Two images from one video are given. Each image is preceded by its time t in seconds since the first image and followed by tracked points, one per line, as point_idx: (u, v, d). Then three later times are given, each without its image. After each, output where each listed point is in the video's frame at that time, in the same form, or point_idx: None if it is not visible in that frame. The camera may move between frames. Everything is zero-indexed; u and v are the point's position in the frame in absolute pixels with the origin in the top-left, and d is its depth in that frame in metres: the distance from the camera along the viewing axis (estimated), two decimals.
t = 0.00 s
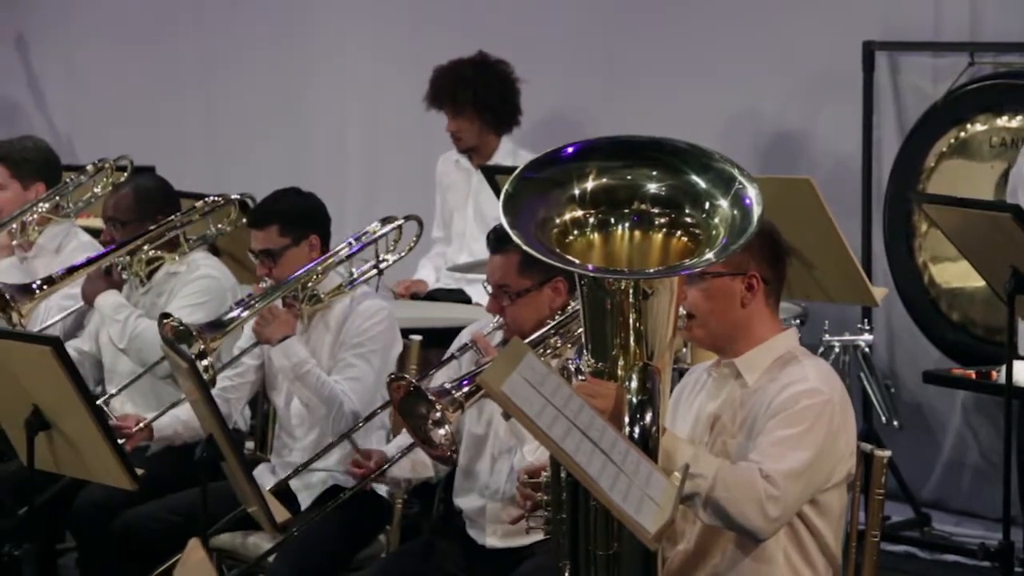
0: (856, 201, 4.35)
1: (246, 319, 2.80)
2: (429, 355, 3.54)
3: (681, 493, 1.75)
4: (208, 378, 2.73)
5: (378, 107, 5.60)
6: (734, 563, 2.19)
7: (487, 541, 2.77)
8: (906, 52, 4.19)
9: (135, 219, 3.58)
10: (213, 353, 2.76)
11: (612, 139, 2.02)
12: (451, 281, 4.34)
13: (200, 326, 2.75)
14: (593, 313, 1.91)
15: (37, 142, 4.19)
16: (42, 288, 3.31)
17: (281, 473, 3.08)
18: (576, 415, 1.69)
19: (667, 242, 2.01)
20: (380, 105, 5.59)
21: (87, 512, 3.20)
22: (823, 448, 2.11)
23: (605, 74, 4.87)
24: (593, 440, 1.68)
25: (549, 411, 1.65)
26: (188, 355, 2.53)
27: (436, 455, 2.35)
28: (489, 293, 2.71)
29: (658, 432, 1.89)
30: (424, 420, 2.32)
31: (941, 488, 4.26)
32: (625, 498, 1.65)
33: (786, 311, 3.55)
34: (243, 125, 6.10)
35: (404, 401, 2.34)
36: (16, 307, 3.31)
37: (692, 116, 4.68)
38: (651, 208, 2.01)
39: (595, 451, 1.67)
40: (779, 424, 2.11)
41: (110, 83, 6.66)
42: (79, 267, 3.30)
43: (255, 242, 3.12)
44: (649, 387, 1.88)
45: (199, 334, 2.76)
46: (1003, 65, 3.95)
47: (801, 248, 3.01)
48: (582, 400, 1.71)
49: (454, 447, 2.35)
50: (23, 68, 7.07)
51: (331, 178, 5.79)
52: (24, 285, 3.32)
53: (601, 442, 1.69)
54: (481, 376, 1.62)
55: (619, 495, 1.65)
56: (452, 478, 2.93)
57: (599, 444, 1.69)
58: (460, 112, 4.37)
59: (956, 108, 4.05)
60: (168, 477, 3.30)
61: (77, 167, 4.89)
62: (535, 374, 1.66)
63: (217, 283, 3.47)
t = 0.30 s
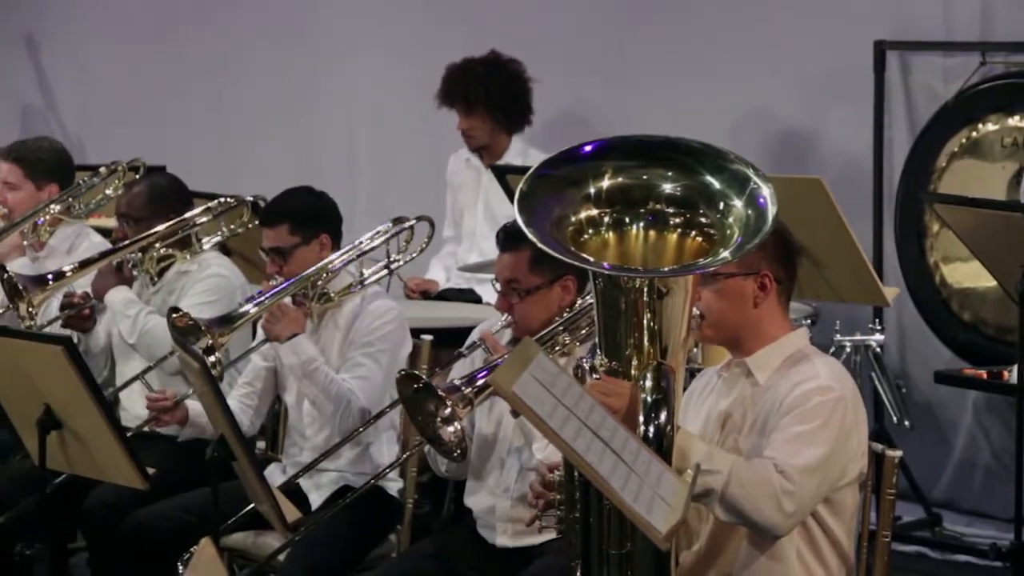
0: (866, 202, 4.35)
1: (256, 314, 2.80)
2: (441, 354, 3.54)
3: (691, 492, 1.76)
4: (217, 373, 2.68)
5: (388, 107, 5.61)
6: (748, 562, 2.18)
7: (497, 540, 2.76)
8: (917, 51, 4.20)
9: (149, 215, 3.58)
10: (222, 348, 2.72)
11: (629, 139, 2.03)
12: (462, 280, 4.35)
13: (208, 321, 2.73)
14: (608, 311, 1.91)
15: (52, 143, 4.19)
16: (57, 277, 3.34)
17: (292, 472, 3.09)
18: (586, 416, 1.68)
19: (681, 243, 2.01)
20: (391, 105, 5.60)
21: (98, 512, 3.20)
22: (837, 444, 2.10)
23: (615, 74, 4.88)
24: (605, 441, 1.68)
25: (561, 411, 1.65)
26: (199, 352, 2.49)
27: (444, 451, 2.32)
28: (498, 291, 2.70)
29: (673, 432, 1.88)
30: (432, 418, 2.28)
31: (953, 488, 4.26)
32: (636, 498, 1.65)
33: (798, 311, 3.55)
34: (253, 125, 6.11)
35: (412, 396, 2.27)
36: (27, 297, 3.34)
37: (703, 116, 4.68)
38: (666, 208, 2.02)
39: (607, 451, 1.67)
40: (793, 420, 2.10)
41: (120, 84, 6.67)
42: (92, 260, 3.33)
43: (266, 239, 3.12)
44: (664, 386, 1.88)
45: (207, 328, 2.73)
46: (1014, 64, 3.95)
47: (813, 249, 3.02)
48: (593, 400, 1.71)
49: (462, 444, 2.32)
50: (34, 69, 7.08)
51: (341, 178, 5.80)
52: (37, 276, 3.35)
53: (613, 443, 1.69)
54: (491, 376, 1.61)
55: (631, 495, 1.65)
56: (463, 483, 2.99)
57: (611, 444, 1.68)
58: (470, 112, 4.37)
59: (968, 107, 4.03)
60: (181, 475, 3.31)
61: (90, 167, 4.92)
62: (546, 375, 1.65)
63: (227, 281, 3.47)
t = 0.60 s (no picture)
0: (877, 202, 4.35)
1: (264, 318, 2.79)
2: (452, 355, 3.54)
3: (701, 493, 1.75)
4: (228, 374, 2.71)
5: (398, 108, 5.62)
6: (756, 563, 2.17)
7: (508, 540, 2.77)
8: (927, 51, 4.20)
9: (164, 216, 3.59)
10: (232, 350, 2.75)
11: (638, 138, 2.02)
12: (472, 280, 4.35)
13: (219, 324, 2.74)
14: (616, 311, 1.90)
15: (63, 144, 4.20)
16: (71, 277, 3.35)
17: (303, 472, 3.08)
18: (596, 415, 1.68)
19: (690, 242, 2.01)
20: (400, 105, 5.60)
21: (109, 512, 3.20)
22: (845, 448, 2.10)
23: (626, 74, 4.88)
24: (615, 441, 1.68)
25: (570, 411, 1.65)
26: (209, 353, 2.52)
27: (459, 450, 2.35)
28: (509, 291, 2.71)
29: (680, 432, 1.87)
30: (446, 417, 2.29)
31: (963, 488, 4.26)
32: (645, 498, 1.64)
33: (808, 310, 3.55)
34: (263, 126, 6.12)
35: (426, 396, 2.28)
36: (42, 295, 3.35)
37: (712, 117, 4.68)
38: (674, 207, 2.01)
39: (617, 451, 1.67)
40: (801, 424, 2.10)
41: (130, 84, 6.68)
42: (107, 259, 3.35)
43: (276, 240, 3.12)
44: (673, 386, 1.87)
45: (217, 331, 2.74)
46: None
47: (822, 248, 3.03)
48: (604, 401, 1.71)
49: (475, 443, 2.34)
50: (44, 70, 7.09)
51: (350, 178, 5.81)
52: (52, 275, 3.35)
53: (623, 443, 1.69)
54: (503, 375, 1.61)
55: (642, 495, 1.64)
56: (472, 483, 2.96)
57: (621, 445, 1.68)
58: (480, 112, 4.37)
59: (978, 107, 4.02)
60: (193, 475, 3.33)
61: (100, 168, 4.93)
62: (556, 375, 1.66)
63: (241, 281, 3.49)
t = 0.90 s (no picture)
0: (886, 202, 4.35)
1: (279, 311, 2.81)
2: (462, 354, 3.55)
3: (711, 493, 1.74)
4: (237, 370, 2.74)
5: (406, 108, 5.62)
6: (765, 562, 2.17)
7: (516, 538, 2.76)
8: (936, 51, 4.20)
9: (174, 215, 3.59)
10: (243, 344, 2.75)
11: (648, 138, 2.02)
12: (481, 280, 4.35)
13: (231, 317, 2.76)
14: (626, 309, 1.91)
15: (73, 144, 4.21)
16: (82, 276, 3.36)
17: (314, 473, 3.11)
18: (605, 416, 1.68)
19: (699, 242, 2.01)
20: (409, 106, 5.61)
21: (119, 511, 3.21)
22: (853, 447, 2.09)
23: (635, 74, 4.88)
24: (624, 441, 1.68)
25: (580, 411, 1.65)
26: (218, 352, 2.54)
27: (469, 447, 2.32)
28: (522, 289, 2.71)
29: (689, 431, 1.87)
30: (456, 413, 2.30)
31: (973, 488, 4.26)
32: (654, 498, 1.64)
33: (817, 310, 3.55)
34: (273, 127, 6.12)
35: (438, 392, 2.30)
36: (53, 295, 3.37)
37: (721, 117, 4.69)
38: (683, 207, 2.01)
39: (627, 451, 1.67)
40: (809, 423, 2.09)
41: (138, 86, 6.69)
42: (117, 259, 3.37)
43: (288, 238, 3.13)
44: (681, 385, 1.87)
45: (229, 324, 2.76)
46: None
47: (831, 248, 3.04)
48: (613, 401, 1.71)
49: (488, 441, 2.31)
50: (54, 71, 7.11)
51: (358, 178, 5.82)
52: (63, 275, 3.37)
53: (632, 442, 1.68)
54: (512, 378, 1.62)
55: (652, 495, 1.64)
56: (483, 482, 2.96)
57: (630, 444, 1.68)
58: (489, 112, 4.37)
59: (987, 107, 4.03)
60: (202, 473, 3.33)
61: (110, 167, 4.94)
62: (566, 376, 1.67)
63: (251, 281, 3.50)
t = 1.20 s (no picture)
0: (896, 202, 4.35)
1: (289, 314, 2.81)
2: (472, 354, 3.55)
3: (722, 493, 1.74)
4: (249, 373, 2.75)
5: (415, 108, 5.63)
6: (776, 564, 2.17)
7: (526, 537, 2.76)
8: (947, 51, 4.20)
9: (183, 215, 3.60)
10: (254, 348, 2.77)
11: (664, 138, 2.02)
12: (490, 280, 4.35)
13: (242, 321, 2.78)
14: (639, 309, 1.91)
15: (83, 143, 4.22)
16: (90, 282, 3.38)
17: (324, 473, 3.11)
18: (615, 416, 1.67)
19: (714, 243, 2.02)
20: (418, 105, 5.62)
21: (130, 511, 3.21)
22: (865, 448, 2.09)
23: (644, 73, 4.88)
24: (635, 441, 1.67)
25: (590, 411, 1.64)
26: (227, 353, 2.52)
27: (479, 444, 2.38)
28: (533, 287, 2.71)
29: (703, 431, 1.87)
30: (466, 412, 2.33)
31: (983, 488, 4.26)
32: (664, 498, 1.65)
33: (827, 310, 3.54)
34: (281, 127, 6.12)
35: (447, 391, 2.31)
36: (63, 300, 3.38)
37: (731, 117, 4.68)
38: (699, 207, 2.01)
39: (637, 452, 1.67)
40: (821, 424, 2.09)
41: (147, 85, 6.68)
42: (126, 262, 3.38)
43: (298, 239, 3.12)
44: (695, 385, 1.87)
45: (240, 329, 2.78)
46: None
47: (843, 248, 3.04)
48: (622, 400, 1.70)
49: (497, 439, 2.37)
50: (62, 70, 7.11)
51: (367, 179, 5.83)
52: (72, 279, 3.38)
53: (642, 443, 1.68)
54: (521, 376, 1.60)
55: (661, 495, 1.65)
56: (493, 481, 2.93)
57: (640, 445, 1.68)
58: (498, 112, 4.37)
59: (998, 106, 4.01)
60: (211, 473, 3.33)
61: (120, 168, 4.95)
62: (575, 375, 1.65)
63: (261, 281, 3.49)
